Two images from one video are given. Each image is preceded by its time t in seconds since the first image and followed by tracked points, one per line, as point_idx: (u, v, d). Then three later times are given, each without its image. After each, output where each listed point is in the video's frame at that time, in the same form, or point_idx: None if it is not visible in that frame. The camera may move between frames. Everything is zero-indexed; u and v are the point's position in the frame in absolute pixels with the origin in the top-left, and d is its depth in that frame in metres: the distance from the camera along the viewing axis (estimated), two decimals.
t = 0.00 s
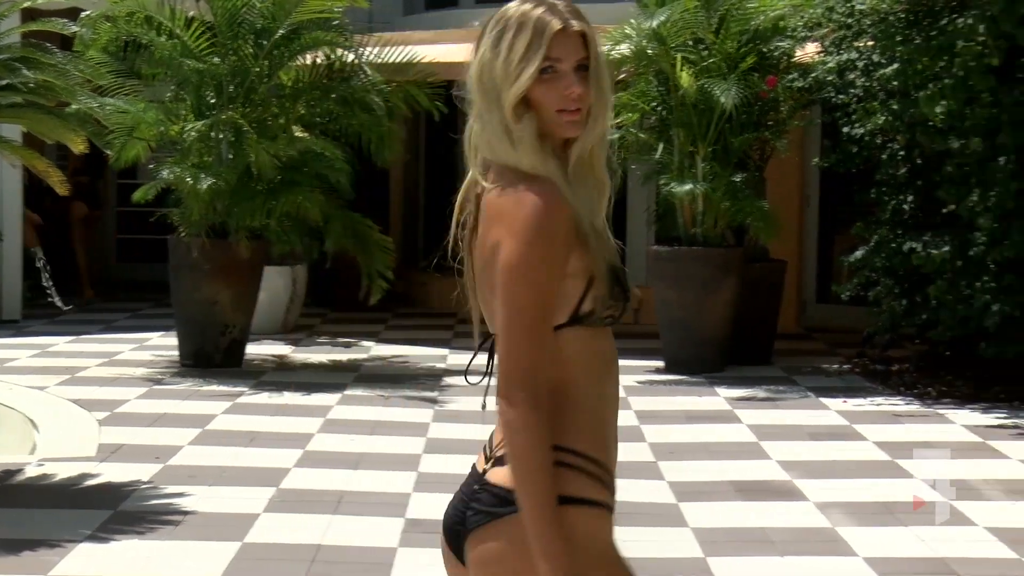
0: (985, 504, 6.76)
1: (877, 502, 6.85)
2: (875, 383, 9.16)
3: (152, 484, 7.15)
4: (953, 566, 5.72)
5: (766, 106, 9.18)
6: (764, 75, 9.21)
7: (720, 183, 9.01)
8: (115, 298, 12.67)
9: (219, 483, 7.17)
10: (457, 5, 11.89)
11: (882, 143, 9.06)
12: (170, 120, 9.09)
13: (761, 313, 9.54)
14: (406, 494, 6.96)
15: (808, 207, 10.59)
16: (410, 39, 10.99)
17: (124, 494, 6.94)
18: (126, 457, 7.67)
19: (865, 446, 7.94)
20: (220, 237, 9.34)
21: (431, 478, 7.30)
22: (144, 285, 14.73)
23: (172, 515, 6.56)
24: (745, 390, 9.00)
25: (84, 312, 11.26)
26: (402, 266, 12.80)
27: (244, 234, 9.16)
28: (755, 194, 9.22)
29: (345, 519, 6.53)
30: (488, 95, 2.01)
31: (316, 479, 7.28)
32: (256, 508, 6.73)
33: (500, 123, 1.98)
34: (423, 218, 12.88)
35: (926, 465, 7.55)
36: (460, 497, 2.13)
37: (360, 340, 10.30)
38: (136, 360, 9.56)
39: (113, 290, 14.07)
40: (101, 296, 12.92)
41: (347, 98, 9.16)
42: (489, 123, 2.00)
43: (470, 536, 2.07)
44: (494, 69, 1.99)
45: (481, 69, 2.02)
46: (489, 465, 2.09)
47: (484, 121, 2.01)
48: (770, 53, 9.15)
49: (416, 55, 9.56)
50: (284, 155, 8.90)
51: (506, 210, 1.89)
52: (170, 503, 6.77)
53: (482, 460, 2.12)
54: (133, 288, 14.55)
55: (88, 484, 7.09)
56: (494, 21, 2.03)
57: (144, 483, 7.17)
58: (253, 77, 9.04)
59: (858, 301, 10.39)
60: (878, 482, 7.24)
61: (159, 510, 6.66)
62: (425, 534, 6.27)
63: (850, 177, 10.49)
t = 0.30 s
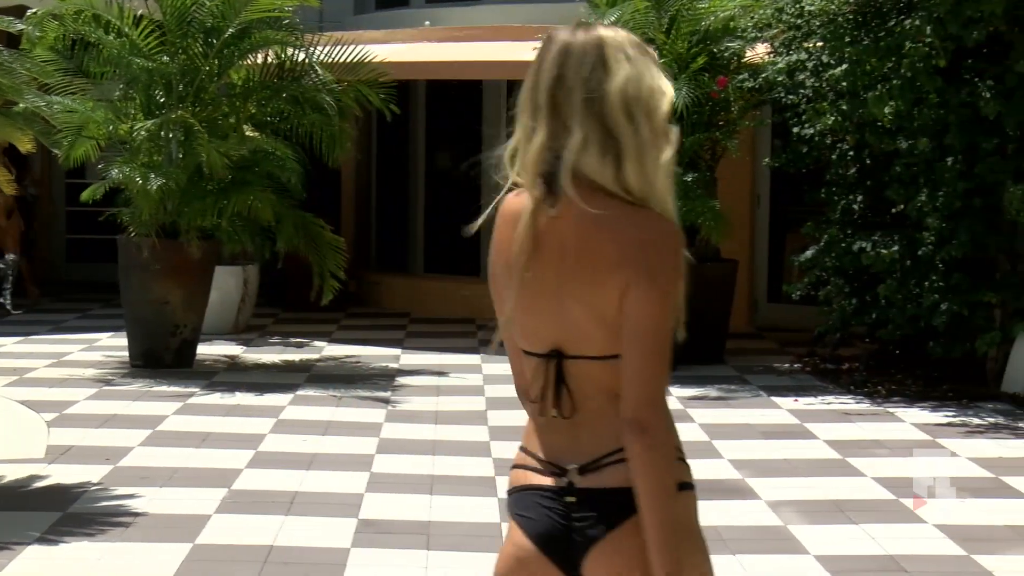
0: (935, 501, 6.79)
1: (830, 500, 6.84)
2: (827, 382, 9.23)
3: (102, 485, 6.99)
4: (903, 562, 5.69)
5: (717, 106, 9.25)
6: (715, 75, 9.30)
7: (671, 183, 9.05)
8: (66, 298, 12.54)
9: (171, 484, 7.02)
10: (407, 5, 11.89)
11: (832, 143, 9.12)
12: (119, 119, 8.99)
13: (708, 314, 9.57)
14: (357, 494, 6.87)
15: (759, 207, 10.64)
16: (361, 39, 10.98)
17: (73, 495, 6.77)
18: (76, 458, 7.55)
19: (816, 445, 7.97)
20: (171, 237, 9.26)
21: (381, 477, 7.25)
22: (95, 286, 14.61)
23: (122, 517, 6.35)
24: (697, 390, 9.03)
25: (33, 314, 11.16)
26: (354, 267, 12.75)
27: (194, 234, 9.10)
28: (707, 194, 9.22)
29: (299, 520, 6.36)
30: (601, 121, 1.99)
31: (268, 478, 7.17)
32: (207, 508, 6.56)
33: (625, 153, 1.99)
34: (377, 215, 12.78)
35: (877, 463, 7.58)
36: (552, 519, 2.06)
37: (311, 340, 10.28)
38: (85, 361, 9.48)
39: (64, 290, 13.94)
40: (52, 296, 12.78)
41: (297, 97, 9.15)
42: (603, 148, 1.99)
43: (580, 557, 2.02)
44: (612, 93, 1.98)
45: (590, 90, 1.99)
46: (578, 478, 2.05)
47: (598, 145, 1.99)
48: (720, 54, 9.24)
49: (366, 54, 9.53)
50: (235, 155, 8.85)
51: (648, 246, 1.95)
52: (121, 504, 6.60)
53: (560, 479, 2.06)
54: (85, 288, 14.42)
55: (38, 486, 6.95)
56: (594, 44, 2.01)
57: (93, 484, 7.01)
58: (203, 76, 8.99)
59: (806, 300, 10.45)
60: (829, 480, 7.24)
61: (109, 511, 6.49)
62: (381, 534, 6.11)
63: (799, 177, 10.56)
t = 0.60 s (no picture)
0: (928, 501, 6.78)
1: (823, 499, 6.84)
2: (819, 381, 9.25)
3: (95, 485, 6.98)
4: (897, 562, 5.68)
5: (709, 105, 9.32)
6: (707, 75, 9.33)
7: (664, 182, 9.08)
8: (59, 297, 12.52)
9: (163, 484, 7.02)
10: (399, 5, 11.88)
11: (824, 143, 9.13)
12: (112, 118, 8.98)
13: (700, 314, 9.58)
14: (350, 494, 6.88)
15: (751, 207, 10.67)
16: (352, 38, 10.99)
17: (66, 495, 6.76)
18: (69, 458, 7.53)
19: (809, 444, 7.98)
20: (163, 236, 9.23)
21: (374, 477, 7.25)
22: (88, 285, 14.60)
23: (114, 517, 6.35)
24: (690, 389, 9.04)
25: (26, 313, 11.16)
26: (346, 266, 12.97)
27: (187, 234, 9.05)
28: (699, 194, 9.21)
29: (292, 519, 6.37)
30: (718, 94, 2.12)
31: (260, 478, 7.17)
32: (200, 508, 6.56)
33: (744, 123, 2.11)
34: (369, 217, 12.87)
35: (870, 462, 7.59)
36: (622, 485, 2.13)
37: (304, 339, 10.29)
38: (78, 361, 9.48)
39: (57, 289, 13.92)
40: (45, 296, 12.76)
41: (290, 96, 9.16)
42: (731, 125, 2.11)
43: (655, 524, 2.09)
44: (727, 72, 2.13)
45: (709, 68, 2.11)
46: (652, 447, 2.11)
47: (719, 118, 2.10)
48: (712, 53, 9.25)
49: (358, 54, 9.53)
50: (227, 154, 8.85)
51: (775, 216, 2.10)
52: (113, 504, 6.59)
53: (633, 447, 2.13)
54: (78, 287, 14.41)
55: (30, 486, 6.93)
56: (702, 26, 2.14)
57: (86, 484, 7.00)
58: (195, 76, 9.00)
59: (800, 300, 10.43)
60: (822, 479, 7.24)
61: (102, 510, 6.48)
62: (375, 533, 6.12)
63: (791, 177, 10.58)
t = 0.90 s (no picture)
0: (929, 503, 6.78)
1: (823, 500, 6.83)
2: (820, 383, 9.24)
3: (95, 487, 6.97)
4: (897, 564, 5.67)
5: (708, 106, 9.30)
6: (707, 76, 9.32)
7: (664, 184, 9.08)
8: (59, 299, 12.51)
9: (163, 486, 7.01)
10: (400, 6, 11.88)
11: (824, 143, 9.13)
12: (112, 119, 9.00)
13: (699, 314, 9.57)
14: (351, 495, 6.87)
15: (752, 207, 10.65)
16: (353, 39, 10.98)
17: (66, 497, 6.75)
18: (69, 459, 7.52)
19: (810, 445, 7.98)
20: (164, 237, 9.24)
21: (375, 478, 7.25)
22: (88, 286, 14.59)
23: (115, 519, 6.34)
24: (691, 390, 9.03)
25: (26, 315, 11.14)
26: (346, 268, 12.99)
27: (187, 235, 9.04)
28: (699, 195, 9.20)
29: (292, 520, 6.36)
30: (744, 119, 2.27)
31: (260, 480, 7.17)
32: (200, 510, 6.55)
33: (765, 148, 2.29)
34: (370, 219, 12.87)
35: (871, 464, 7.58)
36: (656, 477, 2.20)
37: (304, 341, 10.29)
38: (78, 363, 9.47)
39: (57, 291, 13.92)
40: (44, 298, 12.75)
41: (290, 97, 9.14)
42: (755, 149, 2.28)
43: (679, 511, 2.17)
44: (749, 99, 2.28)
45: (739, 95, 2.25)
46: (691, 448, 2.20)
47: (746, 142, 2.26)
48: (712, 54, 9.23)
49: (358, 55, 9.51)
50: (228, 155, 8.87)
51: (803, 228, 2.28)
52: (113, 506, 6.58)
53: (675, 445, 2.21)
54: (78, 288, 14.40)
55: (30, 488, 6.92)
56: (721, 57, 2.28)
57: (86, 486, 6.99)
58: (195, 77, 9.01)
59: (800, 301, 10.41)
60: (823, 480, 7.23)
61: (103, 512, 6.47)
62: (374, 535, 6.12)
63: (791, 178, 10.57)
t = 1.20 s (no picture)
0: (930, 519, 6.77)
1: (824, 518, 6.82)
2: (821, 400, 9.23)
3: (95, 504, 6.96)
4: None
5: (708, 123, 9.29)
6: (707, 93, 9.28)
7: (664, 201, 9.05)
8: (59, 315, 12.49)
9: (163, 503, 7.00)
10: (400, 22, 11.89)
11: (824, 160, 9.12)
12: (113, 136, 9.03)
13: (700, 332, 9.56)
14: (351, 513, 6.86)
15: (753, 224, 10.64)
16: (353, 56, 11.00)
17: (66, 514, 6.74)
18: (69, 477, 7.50)
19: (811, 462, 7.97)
20: (164, 254, 9.24)
21: (375, 496, 7.23)
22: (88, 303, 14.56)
23: (114, 536, 6.32)
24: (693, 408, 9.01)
25: (26, 332, 11.13)
26: (347, 284, 12.96)
27: (188, 251, 9.05)
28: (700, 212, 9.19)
29: (292, 538, 6.35)
30: (743, 132, 2.52)
31: (259, 497, 7.15)
32: (200, 527, 6.54)
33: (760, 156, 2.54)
34: (370, 233, 12.89)
35: (871, 480, 7.57)
36: (680, 453, 2.45)
37: (304, 357, 10.28)
38: (79, 379, 9.45)
39: (57, 307, 13.89)
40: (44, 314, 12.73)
41: (291, 114, 9.13)
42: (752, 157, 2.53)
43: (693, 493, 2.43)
44: (748, 115, 2.53)
45: (736, 110, 2.52)
46: (709, 427, 2.47)
47: (742, 152, 2.51)
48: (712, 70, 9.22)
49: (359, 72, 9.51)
50: (228, 172, 8.89)
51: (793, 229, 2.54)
52: (113, 523, 6.57)
53: (692, 424, 2.47)
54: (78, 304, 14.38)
55: (30, 505, 6.90)
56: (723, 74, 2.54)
57: (86, 503, 6.98)
58: (196, 94, 9.04)
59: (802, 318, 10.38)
60: (823, 497, 7.22)
61: (103, 530, 6.46)
62: (375, 552, 6.11)
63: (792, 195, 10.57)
